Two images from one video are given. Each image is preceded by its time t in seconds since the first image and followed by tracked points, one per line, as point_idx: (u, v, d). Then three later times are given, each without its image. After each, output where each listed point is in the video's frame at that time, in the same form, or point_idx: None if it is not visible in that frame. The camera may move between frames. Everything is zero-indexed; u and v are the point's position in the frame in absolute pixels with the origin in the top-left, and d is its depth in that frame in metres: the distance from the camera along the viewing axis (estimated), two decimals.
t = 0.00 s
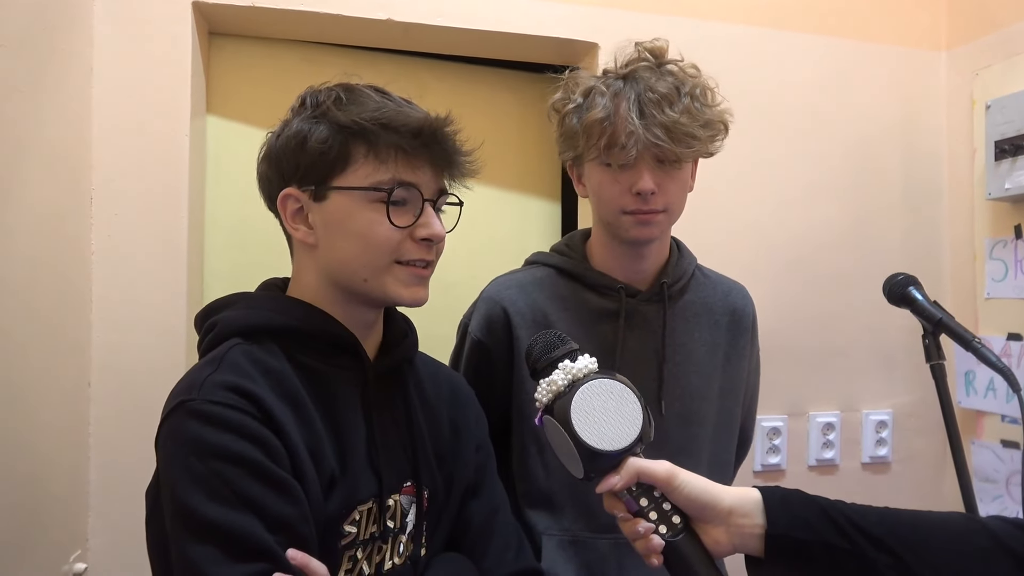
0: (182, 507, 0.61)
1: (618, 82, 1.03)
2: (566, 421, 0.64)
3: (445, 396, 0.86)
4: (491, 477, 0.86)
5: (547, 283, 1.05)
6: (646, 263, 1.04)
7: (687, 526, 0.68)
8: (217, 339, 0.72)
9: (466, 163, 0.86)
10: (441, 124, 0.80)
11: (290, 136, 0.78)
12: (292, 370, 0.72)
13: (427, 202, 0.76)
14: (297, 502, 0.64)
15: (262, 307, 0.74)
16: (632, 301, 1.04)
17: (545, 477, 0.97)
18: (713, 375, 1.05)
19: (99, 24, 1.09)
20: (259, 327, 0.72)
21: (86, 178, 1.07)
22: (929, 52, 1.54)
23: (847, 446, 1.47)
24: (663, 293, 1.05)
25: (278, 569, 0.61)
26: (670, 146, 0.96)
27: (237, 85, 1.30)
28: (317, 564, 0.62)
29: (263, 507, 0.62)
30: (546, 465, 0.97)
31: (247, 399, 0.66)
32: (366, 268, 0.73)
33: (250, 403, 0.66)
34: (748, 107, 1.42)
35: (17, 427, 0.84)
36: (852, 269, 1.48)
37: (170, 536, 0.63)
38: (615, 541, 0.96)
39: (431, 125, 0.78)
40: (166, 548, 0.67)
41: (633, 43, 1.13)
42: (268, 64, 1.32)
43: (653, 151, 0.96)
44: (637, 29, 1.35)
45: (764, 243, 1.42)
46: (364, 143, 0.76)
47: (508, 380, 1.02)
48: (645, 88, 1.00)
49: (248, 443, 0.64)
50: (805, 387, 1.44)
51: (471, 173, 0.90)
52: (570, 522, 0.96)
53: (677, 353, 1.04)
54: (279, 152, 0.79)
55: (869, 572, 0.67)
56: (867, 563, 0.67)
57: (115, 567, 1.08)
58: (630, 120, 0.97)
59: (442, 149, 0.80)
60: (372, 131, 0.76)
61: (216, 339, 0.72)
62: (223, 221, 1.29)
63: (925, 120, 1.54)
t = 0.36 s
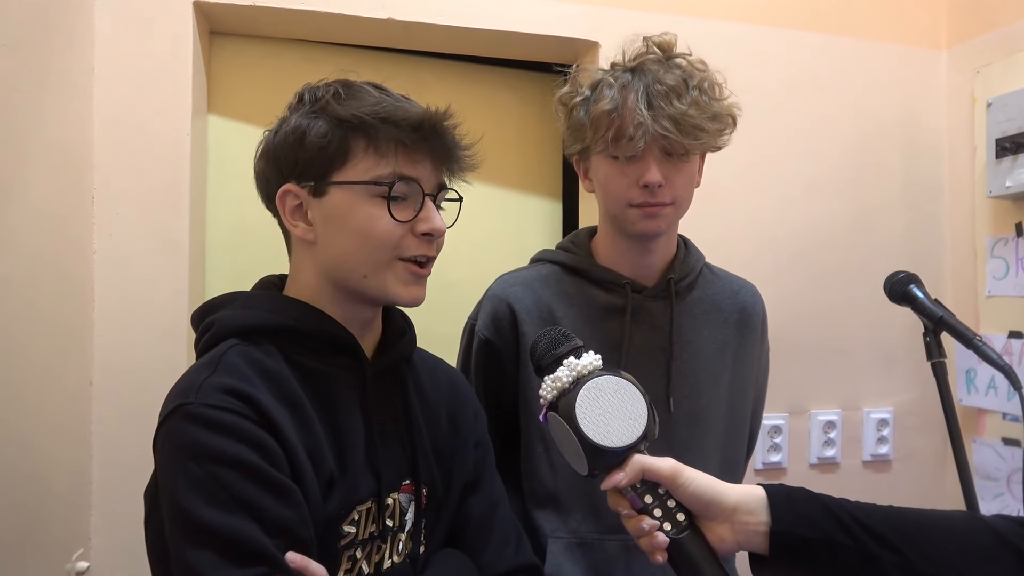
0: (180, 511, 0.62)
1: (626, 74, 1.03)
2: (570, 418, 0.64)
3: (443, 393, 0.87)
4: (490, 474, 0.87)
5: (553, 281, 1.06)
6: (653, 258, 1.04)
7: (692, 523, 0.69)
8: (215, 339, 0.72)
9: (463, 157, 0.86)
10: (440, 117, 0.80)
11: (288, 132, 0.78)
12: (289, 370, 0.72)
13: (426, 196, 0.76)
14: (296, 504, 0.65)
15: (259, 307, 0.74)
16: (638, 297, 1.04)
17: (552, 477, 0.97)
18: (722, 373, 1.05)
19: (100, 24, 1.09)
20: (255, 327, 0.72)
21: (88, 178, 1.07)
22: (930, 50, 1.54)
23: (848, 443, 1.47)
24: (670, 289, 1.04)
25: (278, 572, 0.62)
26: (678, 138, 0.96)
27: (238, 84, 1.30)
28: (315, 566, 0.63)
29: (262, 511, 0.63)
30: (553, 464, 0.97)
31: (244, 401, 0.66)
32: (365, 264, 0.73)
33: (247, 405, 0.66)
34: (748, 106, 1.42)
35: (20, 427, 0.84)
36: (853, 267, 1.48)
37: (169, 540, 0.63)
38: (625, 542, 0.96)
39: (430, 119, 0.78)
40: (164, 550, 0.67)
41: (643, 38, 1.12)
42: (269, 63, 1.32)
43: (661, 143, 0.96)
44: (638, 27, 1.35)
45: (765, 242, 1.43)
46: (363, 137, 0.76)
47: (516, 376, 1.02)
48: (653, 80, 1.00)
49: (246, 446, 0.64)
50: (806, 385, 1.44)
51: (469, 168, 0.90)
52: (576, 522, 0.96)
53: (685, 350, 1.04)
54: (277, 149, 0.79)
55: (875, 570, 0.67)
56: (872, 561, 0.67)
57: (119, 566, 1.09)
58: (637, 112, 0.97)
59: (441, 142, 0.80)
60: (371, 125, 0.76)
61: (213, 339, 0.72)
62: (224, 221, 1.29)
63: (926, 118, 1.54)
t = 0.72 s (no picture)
0: (180, 511, 0.62)
1: (608, 67, 1.04)
2: (572, 420, 0.64)
3: (441, 390, 0.87)
4: (490, 470, 0.86)
5: (544, 283, 1.06)
6: (642, 253, 1.05)
7: (695, 526, 0.68)
8: (213, 339, 0.72)
9: (459, 150, 0.86)
10: (433, 110, 0.79)
11: (282, 132, 0.78)
12: (287, 369, 0.72)
13: (423, 190, 0.77)
14: (295, 504, 0.65)
15: (256, 306, 0.74)
16: (632, 295, 1.05)
17: (555, 486, 0.96)
18: (724, 368, 1.04)
19: (101, 25, 1.09)
20: (252, 326, 0.72)
21: (88, 179, 1.07)
22: (930, 49, 1.54)
23: (848, 443, 1.47)
24: (665, 284, 1.05)
25: (278, 572, 0.62)
26: (665, 122, 0.97)
27: (239, 84, 1.30)
28: (315, 566, 0.63)
29: (261, 511, 0.63)
30: (556, 474, 0.96)
31: (242, 401, 0.66)
32: (363, 265, 0.73)
33: (246, 405, 0.66)
34: (749, 105, 1.42)
35: (21, 427, 0.84)
36: (853, 266, 1.48)
37: (169, 541, 0.63)
38: (637, 549, 0.95)
39: (423, 112, 0.78)
40: (164, 551, 0.67)
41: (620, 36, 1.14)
42: (269, 63, 1.32)
43: (649, 128, 0.97)
44: (638, 26, 1.35)
45: (765, 241, 1.43)
46: (356, 133, 0.76)
47: (512, 384, 1.02)
48: (635, 70, 1.02)
49: (245, 446, 0.64)
50: (806, 384, 1.44)
51: (466, 161, 0.90)
52: (584, 531, 0.95)
53: (685, 346, 1.04)
54: (272, 149, 0.79)
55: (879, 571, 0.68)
56: (876, 562, 0.68)
57: (120, 566, 1.09)
58: (625, 99, 0.98)
59: (435, 135, 0.80)
60: (364, 121, 0.75)
61: (211, 338, 0.72)
62: (225, 220, 1.29)
63: (926, 117, 1.54)
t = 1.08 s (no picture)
0: (173, 506, 0.62)
1: (609, 62, 1.04)
2: (571, 422, 0.64)
3: (439, 384, 0.86)
4: (488, 465, 0.86)
5: (535, 286, 1.06)
6: (635, 253, 1.05)
7: (692, 529, 0.69)
8: (207, 334, 0.72)
9: (451, 152, 0.86)
10: (424, 112, 0.79)
11: (274, 133, 0.78)
12: (282, 363, 0.72)
13: (414, 192, 0.76)
14: (289, 498, 0.64)
15: (250, 303, 0.73)
16: (624, 295, 1.05)
17: (553, 491, 0.96)
18: (719, 367, 1.04)
19: (99, 23, 1.09)
20: (248, 322, 0.72)
21: (86, 178, 1.07)
22: (929, 49, 1.54)
23: (846, 442, 1.47)
24: (657, 284, 1.05)
25: (272, 566, 0.61)
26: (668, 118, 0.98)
27: (237, 82, 1.30)
28: (311, 560, 0.62)
29: (254, 505, 0.63)
30: (553, 478, 0.96)
31: (236, 395, 0.66)
32: (354, 268, 0.73)
33: (239, 399, 0.66)
34: (748, 105, 1.42)
35: (18, 426, 0.84)
36: (851, 267, 1.49)
37: (163, 536, 0.63)
38: (637, 553, 0.96)
39: (413, 115, 0.78)
40: (159, 547, 0.67)
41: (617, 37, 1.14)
42: (267, 61, 1.32)
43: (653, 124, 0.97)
44: (637, 26, 1.35)
45: (763, 241, 1.43)
46: (347, 136, 0.76)
47: (507, 390, 1.02)
48: (638, 65, 1.02)
49: (238, 440, 0.64)
50: (804, 384, 1.45)
51: (457, 162, 0.89)
52: (584, 537, 0.95)
53: (679, 346, 1.04)
54: (264, 150, 0.79)
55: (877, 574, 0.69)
56: (875, 566, 0.69)
57: (117, 564, 1.09)
58: (629, 93, 0.98)
59: (427, 138, 0.80)
60: (355, 123, 0.75)
61: (206, 334, 0.72)
62: (223, 219, 1.29)
63: (925, 118, 1.54)
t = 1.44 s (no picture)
0: (165, 509, 0.62)
1: (633, 61, 1.03)
2: (570, 419, 0.64)
3: (436, 384, 0.86)
4: (484, 466, 0.86)
5: (535, 286, 1.04)
6: (634, 255, 1.05)
7: (691, 528, 0.69)
8: (202, 335, 0.72)
9: (446, 150, 0.85)
10: (419, 110, 0.79)
11: (268, 131, 0.78)
12: (277, 364, 0.72)
13: (409, 191, 0.76)
14: (281, 501, 0.64)
15: (246, 302, 0.73)
16: (622, 296, 1.05)
17: (553, 492, 0.96)
18: (707, 367, 1.06)
19: (98, 22, 1.09)
20: (243, 322, 0.72)
21: (84, 177, 1.07)
22: (927, 50, 1.55)
23: (843, 443, 1.47)
24: (652, 285, 1.06)
25: (264, 569, 0.61)
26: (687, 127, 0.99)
27: (236, 80, 1.30)
28: (303, 563, 0.62)
29: (246, 508, 0.63)
30: (552, 479, 0.96)
31: (229, 397, 0.66)
32: (349, 264, 0.73)
33: (232, 401, 0.66)
34: (746, 106, 1.42)
35: (15, 426, 0.84)
36: (848, 268, 1.49)
37: (155, 538, 0.63)
38: (635, 552, 0.96)
39: (408, 113, 0.77)
40: (151, 549, 0.67)
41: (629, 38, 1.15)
42: (267, 60, 1.32)
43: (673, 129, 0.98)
44: (637, 26, 1.35)
45: (762, 241, 1.43)
46: (341, 134, 0.75)
47: (508, 395, 1.01)
48: (662, 67, 1.03)
49: (230, 443, 0.64)
50: (802, 385, 1.45)
51: (453, 161, 0.89)
52: (582, 536, 0.95)
53: (673, 347, 1.05)
54: (258, 148, 0.79)
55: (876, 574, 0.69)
56: (874, 566, 0.69)
57: (114, 564, 1.09)
58: (657, 95, 0.99)
59: (422, 136, 0.80)
60: (349, 121, 0.75)
61: (201, 335, 0.72)
62: (221, 218, 1.28)
63: (923, 119, 1.54)
